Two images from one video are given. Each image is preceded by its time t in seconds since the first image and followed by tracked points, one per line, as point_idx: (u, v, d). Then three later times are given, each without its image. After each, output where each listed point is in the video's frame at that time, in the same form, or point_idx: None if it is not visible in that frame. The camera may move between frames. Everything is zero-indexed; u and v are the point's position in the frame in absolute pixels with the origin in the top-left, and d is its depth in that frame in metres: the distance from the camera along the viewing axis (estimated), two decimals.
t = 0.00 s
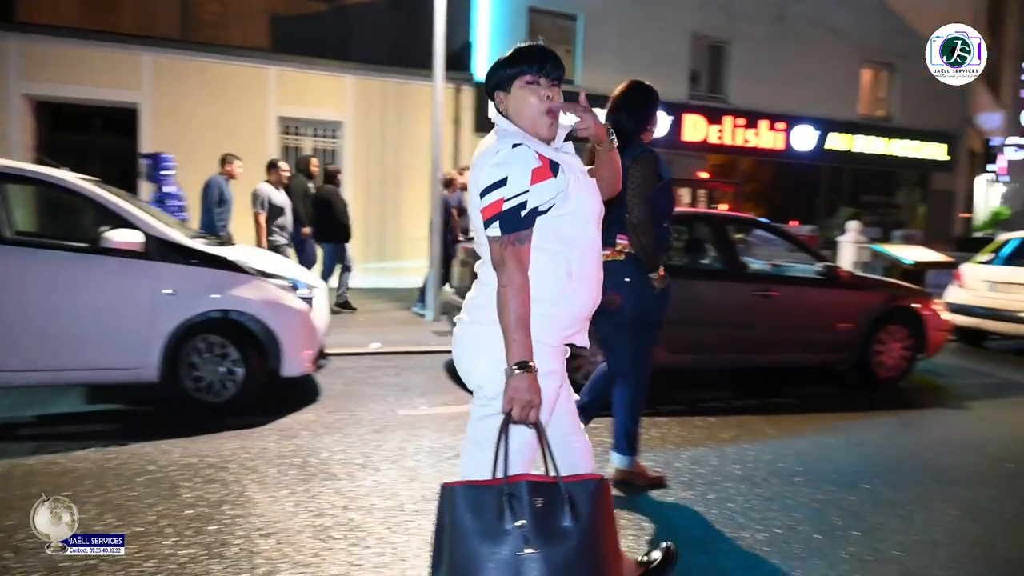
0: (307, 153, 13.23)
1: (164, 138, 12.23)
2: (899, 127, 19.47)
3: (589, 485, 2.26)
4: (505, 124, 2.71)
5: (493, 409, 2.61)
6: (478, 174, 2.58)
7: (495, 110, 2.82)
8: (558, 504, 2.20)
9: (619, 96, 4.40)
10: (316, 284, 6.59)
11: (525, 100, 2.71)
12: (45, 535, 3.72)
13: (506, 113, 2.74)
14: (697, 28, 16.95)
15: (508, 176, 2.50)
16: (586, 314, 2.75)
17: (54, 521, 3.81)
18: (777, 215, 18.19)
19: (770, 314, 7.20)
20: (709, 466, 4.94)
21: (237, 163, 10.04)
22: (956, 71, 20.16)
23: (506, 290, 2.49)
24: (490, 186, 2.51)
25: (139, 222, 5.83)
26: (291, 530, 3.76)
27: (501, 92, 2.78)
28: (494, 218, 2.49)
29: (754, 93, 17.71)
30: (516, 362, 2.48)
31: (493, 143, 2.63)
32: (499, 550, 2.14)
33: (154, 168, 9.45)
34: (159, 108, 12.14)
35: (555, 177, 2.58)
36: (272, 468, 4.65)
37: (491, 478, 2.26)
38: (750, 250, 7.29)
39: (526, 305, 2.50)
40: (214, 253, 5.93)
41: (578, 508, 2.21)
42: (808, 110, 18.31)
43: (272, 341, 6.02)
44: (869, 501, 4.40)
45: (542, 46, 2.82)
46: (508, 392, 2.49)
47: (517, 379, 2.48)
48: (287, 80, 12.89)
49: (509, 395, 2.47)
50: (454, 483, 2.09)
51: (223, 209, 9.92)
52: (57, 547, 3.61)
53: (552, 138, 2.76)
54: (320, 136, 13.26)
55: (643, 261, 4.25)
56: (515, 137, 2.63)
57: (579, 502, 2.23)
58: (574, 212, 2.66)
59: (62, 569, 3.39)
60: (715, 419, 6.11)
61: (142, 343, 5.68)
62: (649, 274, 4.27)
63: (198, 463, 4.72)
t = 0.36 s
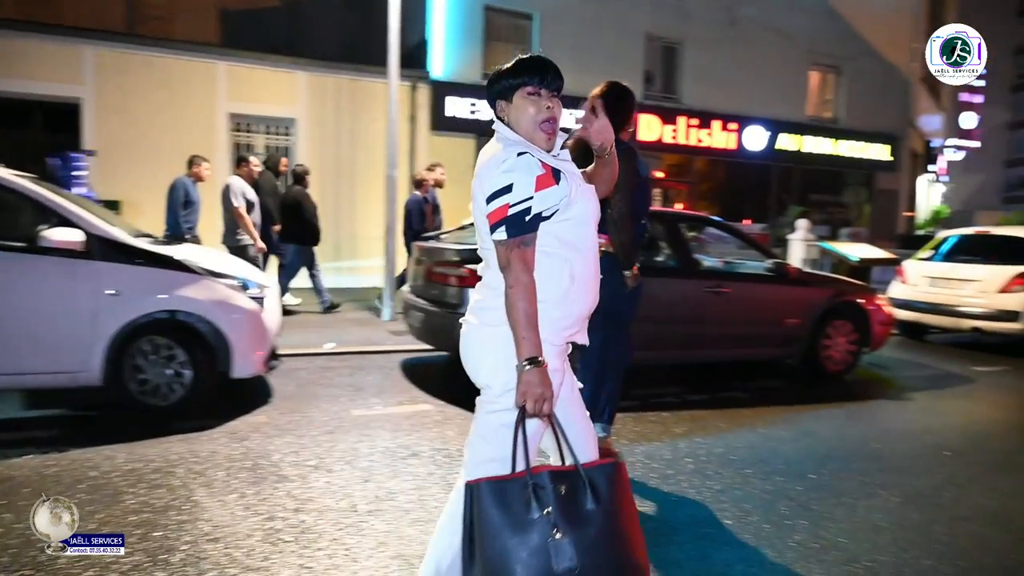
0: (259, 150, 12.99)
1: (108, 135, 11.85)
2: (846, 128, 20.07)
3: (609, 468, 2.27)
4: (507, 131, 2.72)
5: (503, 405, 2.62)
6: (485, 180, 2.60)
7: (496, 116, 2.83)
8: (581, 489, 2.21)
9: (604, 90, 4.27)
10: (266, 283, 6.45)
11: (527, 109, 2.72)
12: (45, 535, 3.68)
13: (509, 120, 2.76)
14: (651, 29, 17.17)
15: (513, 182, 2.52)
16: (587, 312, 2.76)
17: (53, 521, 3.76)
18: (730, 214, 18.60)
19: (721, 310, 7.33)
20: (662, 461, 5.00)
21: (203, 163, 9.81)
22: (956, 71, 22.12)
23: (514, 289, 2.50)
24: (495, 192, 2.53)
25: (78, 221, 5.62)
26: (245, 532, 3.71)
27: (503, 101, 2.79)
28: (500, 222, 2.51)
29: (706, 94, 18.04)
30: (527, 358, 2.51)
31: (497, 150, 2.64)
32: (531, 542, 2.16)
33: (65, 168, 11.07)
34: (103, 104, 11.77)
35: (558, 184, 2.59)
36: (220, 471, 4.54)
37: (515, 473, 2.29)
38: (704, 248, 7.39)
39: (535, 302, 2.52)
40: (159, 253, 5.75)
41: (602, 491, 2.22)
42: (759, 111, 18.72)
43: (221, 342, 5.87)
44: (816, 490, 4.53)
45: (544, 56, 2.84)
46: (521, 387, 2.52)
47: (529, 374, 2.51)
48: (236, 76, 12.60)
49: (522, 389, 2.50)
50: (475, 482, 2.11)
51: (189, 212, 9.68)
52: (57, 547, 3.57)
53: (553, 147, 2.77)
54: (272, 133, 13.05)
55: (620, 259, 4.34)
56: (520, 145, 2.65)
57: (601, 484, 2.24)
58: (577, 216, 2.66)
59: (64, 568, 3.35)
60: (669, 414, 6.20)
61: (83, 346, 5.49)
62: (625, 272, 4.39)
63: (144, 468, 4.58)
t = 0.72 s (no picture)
0: (200, 145, 12.64)
1: (37, 128, 11.31)
2: (787, 129, 20.65)
3: (604, 439, 2.64)
4: (498, 123, 2.89)
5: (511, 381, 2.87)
6: (483, 169, 2.75)
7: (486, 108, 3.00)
8: (580, 457, 2.57)
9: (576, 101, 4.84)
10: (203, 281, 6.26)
11: (517, 100, 2.90)
12: (43, 535, 3.58)
13: (501, 112, 2.92)
14: (599, 29, 17.33)
15: (512, 170, 2.67)
16: (576, 296, 3.00)
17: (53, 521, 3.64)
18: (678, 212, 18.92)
19: (666, 305, 7.44)
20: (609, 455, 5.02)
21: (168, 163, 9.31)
22: (956, 71, 26.56)
23: (517, 271, 2.69)
24: (496, 180, 2.68)
25: None
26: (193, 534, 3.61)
27: (497, 94, 2.95)
28: (502, 209, 2.67)
29: (653, 93, 18.31)
30: (536, 333, 2.71)
31: (492, 141, 2.81)
32: (534, 501, 2.53)
33: None
34: (31, 96, 11.23)
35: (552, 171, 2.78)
36: (153, 477, 4.37)
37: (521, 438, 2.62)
38: (650, 243, 7.48)
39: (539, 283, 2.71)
40: (90, 249, 5.52)
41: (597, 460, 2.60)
42: (704, 110, 19.10)
43: (156, 343, 5.66)
44: (755, 479, 4.64)
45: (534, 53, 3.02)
46: (530, 361, 2.74)
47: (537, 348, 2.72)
48: (175, 68, 12.20)
49: (532, 362, 2.72)
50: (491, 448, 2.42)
51: (150, 208, 9.37)
52: (56, 547, 3.48)
53: (544, 136, 2.96)
54: (213, 129, 12.69)
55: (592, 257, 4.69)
56: (514, 136, 2.81)
57: (597, 453, 2.60)
58: (568, 203, 2.86)
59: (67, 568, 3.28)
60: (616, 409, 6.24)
61: (6, 348, 5.22)
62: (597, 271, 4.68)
63: (72, 475, 4.38)
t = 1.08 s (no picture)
0: (153, 141, 12.28)
1: None
2: (745, 129, 20.98)
3: (581, 422, 2.81)
4: (486, 116, 2.96)
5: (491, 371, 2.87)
6: (474, 159, 2.82)
7: (474, 101, 3.06)
8: (557, 441, 2.75)
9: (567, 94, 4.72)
10: (152, 279, 6.10)
11: (507, 95, 2.97)
12: (44, 535, 3.51)
13: (491, 106, 2.99)
14: (561, 28, 17.40)
15: (504, 162, 2.74)
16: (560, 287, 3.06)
17: (52, 521, 3.56)
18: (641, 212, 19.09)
19: (624, 303, 7.47)
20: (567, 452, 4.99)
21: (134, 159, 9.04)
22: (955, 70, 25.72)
23: (506, 260, 2.74)
24: (487, 170, 2.74)
25: None
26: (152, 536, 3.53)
27: (485, 87, 3.02)
28: (493, 198, 2.73)
29: (615, 93, 18.43)
30: (524, 322, 2.77)
31: (483, 133, 2.87)
32: (510, 479, 2.72)
33: None
34: None
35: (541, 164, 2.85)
36: (97, 480, 4.21)
37: (505, 420, 2.80)
38: (610, 240, 7.55)
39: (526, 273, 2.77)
40: (31, 248, 5.37)
41: (574, 443, 2.78)
42: (664, 110, 19.29)
43: (101, 344, 5.46)
44: (709, 473, 4.68)
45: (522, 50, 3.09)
46: (517, 349, 2.79)
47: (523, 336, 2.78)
48: (125, 61, 11.84)
49: (518, 350, 2.77)
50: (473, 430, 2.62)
51: (116, 203, 9.13)
52: (57, 547, 3.43)
53: (530, 129, 3.04)
54: (167, 124, 12.34)
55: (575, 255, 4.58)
56: (503, 128, 2.88)
57: (573, 436, 2.78)
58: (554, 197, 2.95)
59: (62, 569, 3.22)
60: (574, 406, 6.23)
61: None
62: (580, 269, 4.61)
63: (11, 479, 4.20)
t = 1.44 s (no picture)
0: (94, 135, 11.83)
1: None
2: (698, 129, 21.28)
3: (555, 418, 2.88)
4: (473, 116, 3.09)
5: (483, 360, 3.04)
6: (472, 157, 2.94)
7: (458, 100, 3.18)
8: (530, 432, 2.82)
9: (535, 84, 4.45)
10: (86, 278, 5.85)
11: (493, 96, 3.14)
12: (43, 535, 3.43)
13: (476, 107, 3.15)
14: (516, 25, 17.43)
15: (505, 161, 2.89)
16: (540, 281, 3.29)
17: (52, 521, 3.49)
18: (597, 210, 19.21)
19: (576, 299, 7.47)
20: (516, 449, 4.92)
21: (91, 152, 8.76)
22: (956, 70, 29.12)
23: (506, 256, 2.90)
24: (490, 168, 2.88)
25: None
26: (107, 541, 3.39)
27: (471, 89, 3.16)
28: (494, 195, 2.88)
29: (571, 91, 18.52)
30: (521, 318, 2.96)
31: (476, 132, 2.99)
32: (483, 461, 2.78)
33: None
34: None
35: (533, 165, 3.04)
36: (24, 489, 3.99)
37: (486, 405, 2.87)
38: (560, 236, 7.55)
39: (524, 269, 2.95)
40: None
41: (546, 437, 2.86)
42: (619, 109, 19.45)
43: (28, 345, 5.18)
44: (658, 467, 4.69)
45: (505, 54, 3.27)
46: (513, 342, 2.97)
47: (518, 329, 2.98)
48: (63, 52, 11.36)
49: (515, 344, 2.96)
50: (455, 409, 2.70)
51: (77, 203, 8.77)
52: (56, 547, 3.35)
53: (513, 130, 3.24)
54: (107, 118, 11.89)
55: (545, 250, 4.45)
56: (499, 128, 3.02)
57: (546, 430, 2.85)
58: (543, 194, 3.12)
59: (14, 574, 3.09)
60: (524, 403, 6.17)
61: None
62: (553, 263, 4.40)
63: None
